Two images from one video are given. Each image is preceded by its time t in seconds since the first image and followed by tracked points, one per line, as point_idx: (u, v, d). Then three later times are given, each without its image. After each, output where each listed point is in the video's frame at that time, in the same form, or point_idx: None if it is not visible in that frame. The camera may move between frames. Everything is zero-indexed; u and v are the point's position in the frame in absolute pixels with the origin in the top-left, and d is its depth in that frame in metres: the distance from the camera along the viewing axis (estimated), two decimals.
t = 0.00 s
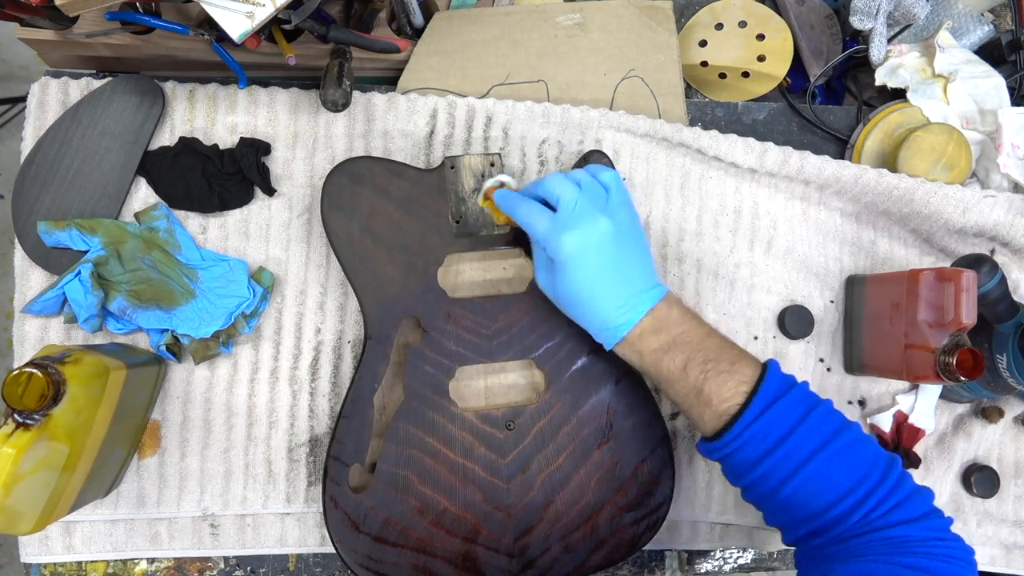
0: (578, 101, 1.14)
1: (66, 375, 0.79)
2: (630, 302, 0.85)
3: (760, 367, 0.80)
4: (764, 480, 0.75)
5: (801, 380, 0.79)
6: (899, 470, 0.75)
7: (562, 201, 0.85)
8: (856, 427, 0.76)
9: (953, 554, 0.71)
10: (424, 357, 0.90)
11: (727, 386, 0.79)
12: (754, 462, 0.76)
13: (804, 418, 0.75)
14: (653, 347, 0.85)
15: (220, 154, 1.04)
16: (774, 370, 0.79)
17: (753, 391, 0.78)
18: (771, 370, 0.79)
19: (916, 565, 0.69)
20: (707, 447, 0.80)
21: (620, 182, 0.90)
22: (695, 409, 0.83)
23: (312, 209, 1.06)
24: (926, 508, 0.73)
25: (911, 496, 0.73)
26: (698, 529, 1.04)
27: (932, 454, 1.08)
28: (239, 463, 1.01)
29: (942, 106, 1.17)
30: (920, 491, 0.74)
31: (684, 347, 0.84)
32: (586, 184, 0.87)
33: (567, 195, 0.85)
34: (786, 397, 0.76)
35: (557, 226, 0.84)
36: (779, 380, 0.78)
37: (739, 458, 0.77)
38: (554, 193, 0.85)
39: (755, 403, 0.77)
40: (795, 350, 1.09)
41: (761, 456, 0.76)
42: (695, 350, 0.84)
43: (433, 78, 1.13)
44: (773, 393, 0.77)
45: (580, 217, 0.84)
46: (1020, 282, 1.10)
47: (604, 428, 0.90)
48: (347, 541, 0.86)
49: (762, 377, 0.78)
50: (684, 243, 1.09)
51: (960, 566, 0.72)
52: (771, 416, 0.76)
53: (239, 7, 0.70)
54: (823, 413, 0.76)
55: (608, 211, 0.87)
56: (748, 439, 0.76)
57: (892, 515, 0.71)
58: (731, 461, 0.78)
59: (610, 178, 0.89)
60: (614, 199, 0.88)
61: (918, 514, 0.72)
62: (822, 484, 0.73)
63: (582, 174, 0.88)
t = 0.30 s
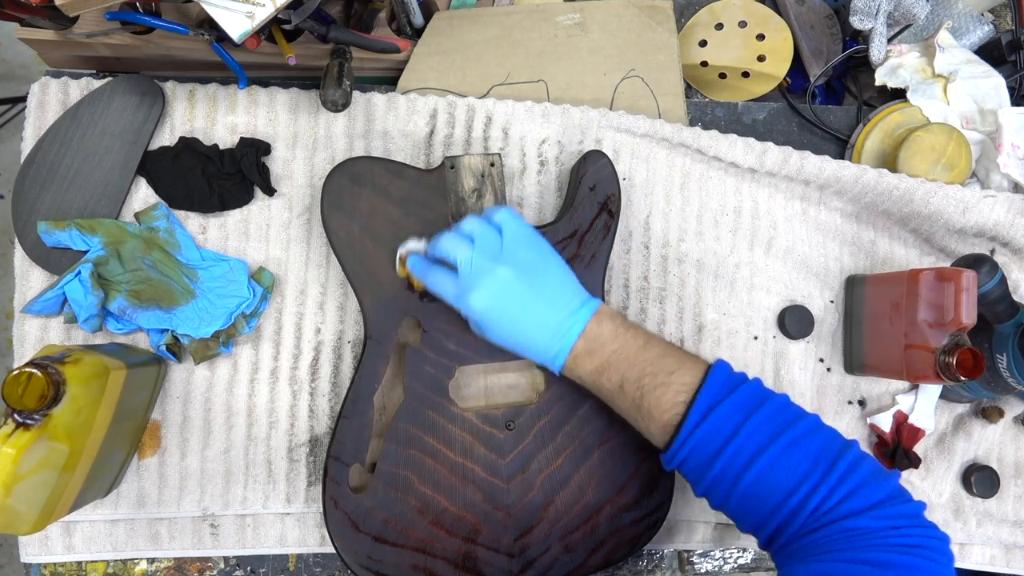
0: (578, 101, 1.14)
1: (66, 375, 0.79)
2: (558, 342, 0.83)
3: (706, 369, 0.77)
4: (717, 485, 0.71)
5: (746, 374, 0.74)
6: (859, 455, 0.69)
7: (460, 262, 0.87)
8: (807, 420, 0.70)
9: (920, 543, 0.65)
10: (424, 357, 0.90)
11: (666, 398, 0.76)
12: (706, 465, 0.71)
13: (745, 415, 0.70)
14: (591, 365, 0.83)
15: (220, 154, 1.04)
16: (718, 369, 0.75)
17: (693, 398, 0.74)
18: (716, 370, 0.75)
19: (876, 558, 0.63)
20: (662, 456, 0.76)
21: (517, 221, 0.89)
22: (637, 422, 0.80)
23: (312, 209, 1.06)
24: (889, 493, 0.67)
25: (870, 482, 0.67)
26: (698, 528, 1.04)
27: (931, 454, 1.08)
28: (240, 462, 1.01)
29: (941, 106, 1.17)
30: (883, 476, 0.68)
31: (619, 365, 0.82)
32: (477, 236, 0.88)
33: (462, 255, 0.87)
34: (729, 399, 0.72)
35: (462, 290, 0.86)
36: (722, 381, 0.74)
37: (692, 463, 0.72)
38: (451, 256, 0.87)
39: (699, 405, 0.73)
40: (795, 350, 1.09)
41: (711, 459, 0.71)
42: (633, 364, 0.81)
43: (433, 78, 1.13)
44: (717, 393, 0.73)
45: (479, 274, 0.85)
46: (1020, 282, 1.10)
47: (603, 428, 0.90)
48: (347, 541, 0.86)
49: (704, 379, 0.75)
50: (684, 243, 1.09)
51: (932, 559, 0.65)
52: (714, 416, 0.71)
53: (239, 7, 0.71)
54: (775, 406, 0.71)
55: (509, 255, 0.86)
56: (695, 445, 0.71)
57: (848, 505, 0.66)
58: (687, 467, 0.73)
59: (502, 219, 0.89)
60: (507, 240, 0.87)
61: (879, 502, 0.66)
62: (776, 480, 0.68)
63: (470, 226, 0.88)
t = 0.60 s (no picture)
0: (578, 101, 1.14)
1: (66, 375, 0.79)
2: (520, 262, 0.81)
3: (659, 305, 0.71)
4: (656, 417, 0.67)
5: (698, 312, 0.68)
6: (799, 403, 0.63)
7: (444, 159, 0.83)
8: (753, 359, 0.65)
9: (858, 501, 0.60)
10: (424, 357, 0.90)
11: (615, 323, 0.72)
12: (644, 398, 0.67)
13: (689, 347, 0.65)
14: (548, 290, 0.80)
15: (220, 154, 1.04)
16: (669, 305, 0.69)
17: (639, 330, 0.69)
18: (666, 307, 0.69)
19: (803, 512, 0.58)
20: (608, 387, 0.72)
21: (515, 138, 0.88)
22: (585, 347, 0.76)
23: (312, 209, 1.06)
24: (829, 445, 0.62)
25: (809, 432, 0.62)
26: (697, 528, 1.04)
27: (931, 454, 1.08)
28: (239, 462, 1.01)
29: (941, 106, 1.17)
30: (826, 427, 0.63)
31: (573, 289, 0.78)
32: (472, 139, 0.85)
33: (450, 152, 0.83)
34: (676, 330, 0.67)
35: (441, 183, 0.83)
36: (672, 312, 0.68)
37: (633, 396, 0.69)
38: (440, 153, 0.83)
39: (643, 336, 0.68)
40: (795, 350, 1.09)
41: (649, 392, 0.67)
42: (587, 290, 0.77)
43: (433, 78, 1.13)
44: (663, 326, 0.68)
45: (463, 174, 0.83)
46: (1020, 282, 1.10)
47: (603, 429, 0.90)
48: (347, 541, 0.86)
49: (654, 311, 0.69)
50: (684, 243, 1.09)
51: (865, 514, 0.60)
52: (658, 346, 0.66)
53: (239, 7, 0.70)
54: (719, 344, 0.65)
55: (495, 162, 0.85)
56: (635, 376, 0.67)
57: (780, 455, 0.61)
58: (629, 397, 0.69)
59: (500, 131, 0.87)
60: (500, 150, 0.86)
61: (818, 454, 0.61)
62: (710, 420, 0.63)
63: (467, 129, 0.86)
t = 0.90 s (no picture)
0: (578, 101, 1.14)
1: (66, 375, 0.79)
2: (464, 258, 0.84)
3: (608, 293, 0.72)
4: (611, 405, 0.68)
5: (648, 295, 0.69)
6: (750, 381, 0.63)
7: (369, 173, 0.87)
8: (705, 341, 0.66)
9: (815, 480, 0.60)
10: (424, 357, 0.90)
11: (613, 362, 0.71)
12: (597, 387, 0.68)
13: (638, 334, 0.66)
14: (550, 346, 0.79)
15: (220, 154, 1.04)
16: (618, 291, 0.70)
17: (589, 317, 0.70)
18: (615, 292, 0.70)
19: (760, 496, 0.58)
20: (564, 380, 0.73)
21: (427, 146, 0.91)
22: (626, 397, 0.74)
23: (312, 209, 1.06)
24: (783, 423, 0.62)
25: (764, 412, 0.62)
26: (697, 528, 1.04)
27: (931, 454, 1.08)
28: (240, 463, 1.01)
29: (942, 106, 1.17)
30: (780, 404, 0.63)
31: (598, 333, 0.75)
32: (392, 150, 0.88)
33: (373, 166, 0.87)
34: (623, 318, 0.67)
35: (368, 201, 0.87)
36: (621, 299, 0.69)
37: (587, 385, 0.69)
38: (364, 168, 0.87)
39: (591, 325, 0.69)
40: (795, 350, 1.09)
41: (601, 380, 0.67)
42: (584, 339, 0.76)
43: (433, 78, 1.13)
44: (611, 314, 0.69)
45: (387, 186, 0.86)
46: (1020, 282, 1.10)
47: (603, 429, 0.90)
48: (347, 541, 0.86)
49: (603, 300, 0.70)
50: (684, 243, 1.09)
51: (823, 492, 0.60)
52: (608, 335, 0.67)
53: (239, 7, 0.71)
54: (668, 328, 0.66)
55: (417, 168, 0.87)
56: (586, 364, 0.68)
57: (735, 438, 0.61)
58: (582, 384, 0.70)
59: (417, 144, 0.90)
60: (419, 156, 0.88)
61: (773, 432, 0.61)
62: (663, 401, 0.63)
63: (386, 139, 0.89)
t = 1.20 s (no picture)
0: (578, 101, 1.14)
1: (66, 375, 0.79)
2: (486, 379, 0.81)
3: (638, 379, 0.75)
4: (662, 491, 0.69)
5: (680, 376, 0.72)
6: (798, 443, 0.66)
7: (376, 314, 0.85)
8: (744, 411, 0.68)
9: (879, 531, 0.61)
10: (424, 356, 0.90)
11: (600, 412, 0.75)
12: (648, 474, 0.69)
13: (681, 414, 0.68)
14: (520, 392, 0.82)
15: (220, 154, 1.04)
16: (650, 374, 0.74)
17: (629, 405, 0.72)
18: (647, 376, 0.73)
19: (820, 543, 0.59)
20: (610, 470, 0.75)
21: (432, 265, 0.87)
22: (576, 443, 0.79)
23: (312, 209, 1.06)
24: (837, 479, 0.64)
25: (817, 470, 0.64)
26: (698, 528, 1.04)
27: (931, 454, 1.08)
28: (239, 463, 1.01)
29: (941, 106, 1.17)
30: (832, 460, 0.65)
31: (549, 389, 0.81)
32: (393, 285, 0.85)
33: (379, 304, 0.85)
34: (661, 402, 0.70)
35: (382, 341, 0.85)
36: (653, 386, 0.72)
37: (637, 472, 0.71)
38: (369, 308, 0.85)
39: (633, 414, 0.71)
40: (795, 350, 1.09)
41: (652, 467, 0.69)
42: (561, 384, 0.80)
43: (433, 78, 1.13)
44: (647, 400, 0.71)
45: (397, 324, 0.83)
46: (1020, 282, 1.10)
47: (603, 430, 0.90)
48: (347, 541, 0.86)
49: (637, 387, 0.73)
50: (684, 243, 1.09)
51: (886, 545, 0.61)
52: (650, 422, 0.69)
53: (239, 7, 0.71)
54: (706, 405, 0.68)
55: (423, 298, 0.84)
56: (636, 453, 0.70)
57: (796, 494, 0.62)
58: (633, 477, 0.71)
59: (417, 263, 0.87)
60: (423, 289, 0.85)
61: (827, 489, 0.63)
62: (715, 477, 0.65)
63: (385, 274, 0.86)
